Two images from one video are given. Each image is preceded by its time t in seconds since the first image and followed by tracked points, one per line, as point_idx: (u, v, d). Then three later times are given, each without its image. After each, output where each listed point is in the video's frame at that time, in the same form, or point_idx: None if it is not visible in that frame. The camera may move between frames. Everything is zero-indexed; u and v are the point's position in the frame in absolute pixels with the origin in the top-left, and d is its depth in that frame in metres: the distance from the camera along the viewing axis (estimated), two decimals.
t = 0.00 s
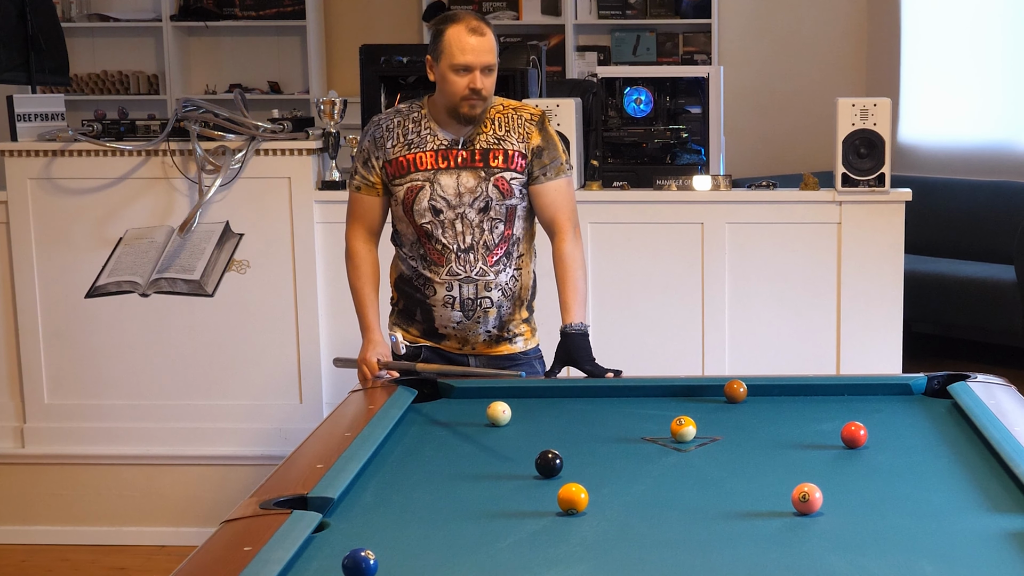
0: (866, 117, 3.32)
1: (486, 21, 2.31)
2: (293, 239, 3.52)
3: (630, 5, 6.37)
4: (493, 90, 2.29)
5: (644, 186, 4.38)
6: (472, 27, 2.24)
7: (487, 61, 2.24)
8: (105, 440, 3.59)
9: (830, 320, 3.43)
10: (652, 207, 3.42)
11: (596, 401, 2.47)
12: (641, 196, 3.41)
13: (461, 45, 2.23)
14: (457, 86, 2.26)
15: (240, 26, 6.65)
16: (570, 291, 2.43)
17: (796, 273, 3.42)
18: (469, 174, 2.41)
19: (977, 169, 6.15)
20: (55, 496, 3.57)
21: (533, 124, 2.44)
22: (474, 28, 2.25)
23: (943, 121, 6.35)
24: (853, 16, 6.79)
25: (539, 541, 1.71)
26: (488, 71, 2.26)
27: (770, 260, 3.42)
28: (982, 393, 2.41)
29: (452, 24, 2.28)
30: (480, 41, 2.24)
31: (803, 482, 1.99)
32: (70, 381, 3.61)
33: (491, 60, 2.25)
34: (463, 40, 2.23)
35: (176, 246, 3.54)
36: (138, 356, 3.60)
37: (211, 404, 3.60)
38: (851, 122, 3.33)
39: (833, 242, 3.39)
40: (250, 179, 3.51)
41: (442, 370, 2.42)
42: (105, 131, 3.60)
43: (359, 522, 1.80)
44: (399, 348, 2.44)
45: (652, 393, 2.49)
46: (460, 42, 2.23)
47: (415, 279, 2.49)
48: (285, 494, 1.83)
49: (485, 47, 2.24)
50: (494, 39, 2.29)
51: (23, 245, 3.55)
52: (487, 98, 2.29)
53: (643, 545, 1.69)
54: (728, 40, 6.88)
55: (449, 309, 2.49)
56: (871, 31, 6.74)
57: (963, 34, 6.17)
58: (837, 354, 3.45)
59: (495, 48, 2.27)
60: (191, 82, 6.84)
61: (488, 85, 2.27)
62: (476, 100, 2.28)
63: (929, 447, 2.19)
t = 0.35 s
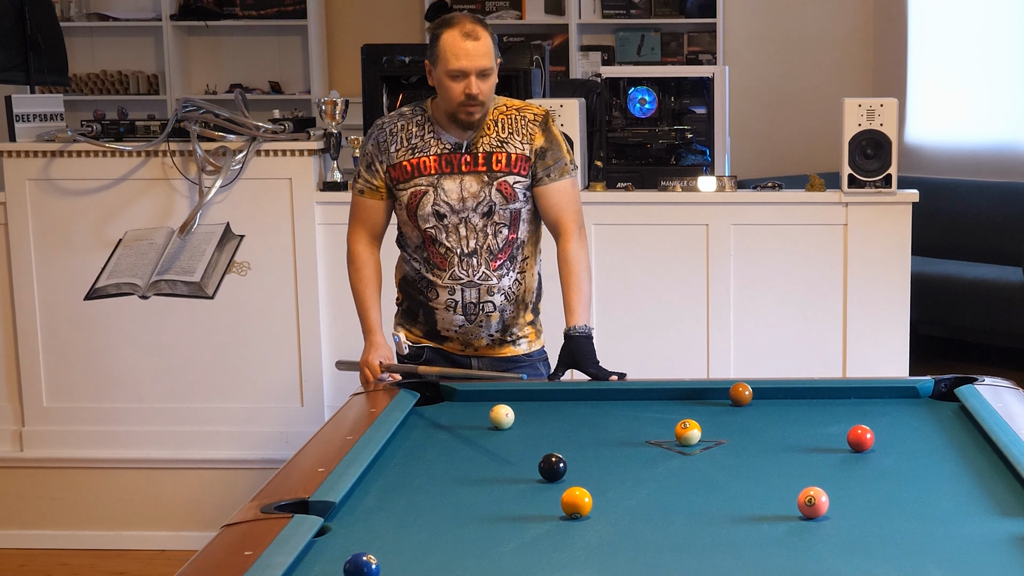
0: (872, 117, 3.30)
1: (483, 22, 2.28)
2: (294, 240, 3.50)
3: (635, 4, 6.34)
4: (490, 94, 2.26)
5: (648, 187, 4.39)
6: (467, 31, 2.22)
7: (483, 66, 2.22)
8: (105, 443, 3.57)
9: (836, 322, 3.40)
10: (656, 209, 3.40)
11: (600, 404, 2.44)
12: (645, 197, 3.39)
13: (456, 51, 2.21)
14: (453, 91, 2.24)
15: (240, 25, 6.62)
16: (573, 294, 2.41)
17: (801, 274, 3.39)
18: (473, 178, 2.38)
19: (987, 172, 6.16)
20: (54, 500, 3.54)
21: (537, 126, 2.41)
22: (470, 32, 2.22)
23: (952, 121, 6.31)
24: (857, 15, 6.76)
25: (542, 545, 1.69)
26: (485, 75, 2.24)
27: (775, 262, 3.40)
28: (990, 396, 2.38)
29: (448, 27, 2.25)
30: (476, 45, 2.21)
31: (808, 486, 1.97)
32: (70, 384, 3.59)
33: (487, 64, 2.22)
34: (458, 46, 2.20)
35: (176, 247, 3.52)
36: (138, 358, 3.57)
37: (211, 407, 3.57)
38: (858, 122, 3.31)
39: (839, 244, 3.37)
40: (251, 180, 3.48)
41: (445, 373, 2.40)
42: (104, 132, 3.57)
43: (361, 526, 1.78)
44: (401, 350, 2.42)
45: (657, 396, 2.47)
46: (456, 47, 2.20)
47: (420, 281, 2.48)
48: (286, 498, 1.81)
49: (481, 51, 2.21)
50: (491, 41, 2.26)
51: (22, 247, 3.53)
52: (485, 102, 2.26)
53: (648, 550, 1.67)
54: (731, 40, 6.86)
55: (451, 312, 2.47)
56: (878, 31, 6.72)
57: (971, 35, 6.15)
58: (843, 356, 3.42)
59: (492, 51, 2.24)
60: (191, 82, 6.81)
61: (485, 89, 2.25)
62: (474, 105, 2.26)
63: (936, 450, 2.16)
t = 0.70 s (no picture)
0: (879, 118, 3.26)
1: (481, 19, 2.25)
2: (295, 242, 3.48)
3: (639, 3, 6.32)
4: (487, 90, 2.22)
5: (653, 187, 4.36)
6: (462, 27, 2.19)
7: (478, 62, 2.19)
8: (104, 446, 3.55)
9: (842, 325, 3.38)
10: (661, 210, 3.38)
11: (603, 407, 2.42)
12: (649, 198, 3.37)
13: (451, 47, 2.18)
14: (449, 88, 2.22)
15: (241, 24, 6.59)
16: (577, 297, 2.39)
17: (806, 276, 3.37)
18: (474, 180, 2.36)
19: (992, 172, 6.12)
20: (53, 504, 3.52)
21: (539, 127, 2.38)
22: (466, 28, 2.19)
23: (960, 122, 6.28)
24: (861, 15, 6.74)
25: (544, 550, 1.67)
26: (481, 71, 2.21)
27: (779, 263, 3.38)
28: (998, 399, 2.35)
29: (445, 25, 2.23)
30: (471, 41, 2.19)
31: (814, 490, 1.95)
32: (68, 386, 3.57)
33: (483, 59, 2.19)
34: (453, 42, 2.18)
35: (176, 249, 3.50)
36: (138, 360, 3.55)
37: (211, 410, 3.55)
38: (864, 122, 3.27)
39: (844, 245, 3.35)
40: (252, 181, 3.46)
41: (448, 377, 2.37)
42: (103, 132, 3.55)
43: (363, 530, 1.76)
44: (403, 353, 2.40)
45: (661, 399, 2.44)
46: (450, 44, 2.18)
47: (421, 283, 2.46)
48: (287, 502, 1.79)
49: (476, 47, 2.18)
50: (488, 38, 2.23)
51: (20, 249, 3.51)
52: (482, 99, 2.23)
53: (652, 554, 1.64)
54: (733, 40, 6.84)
55: (453, 315, 2.45)
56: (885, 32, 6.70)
57: (978, 34, 6.12)
58: (849, 358, 3.40)
59: (489, 47, 2.21)
60: (191, 82, 6.79)
61: (482, 85, 2.21)
62: (470, 102, 2.22)
63: (944, 453, 2.14)
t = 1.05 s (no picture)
0: (885, 119, 3.25)
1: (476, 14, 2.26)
2: (296, 243, 3.46)
3: (643, 3, 6.30)
4: (474, 74, 2.19)
5: (657, 188, 4.30)
6: (450, 14, 2.20)
7: (464, 45, 2.18)
8: (104, 449, 3.53)
9: (848, 326, 3.36)
10: (665, 211, 3.36)
11: (607, 410, 2.40)
12: (653, 199, 3.35)
13: (437, 32, 2.19)
14: (436, 74, 2.20)
15: (241, 24, 6.57)
16: (580, 298, 2.36)
17: (811, 278, 3.35)
18: (477, 183, 2.34)
19: (999, 171, 6.12)
20: (52, 508, 3.50)
21: (542, 128, 2.36)
22: (454, 15, 2.20)
23: (968, 122, 6.26)
24: (866, 14, 6.72)
25: (547, 555, 1.64)
26: (468, 55, 2.19)
27: (783, 265, 3.36)
28: (1005, 402, 2.33)
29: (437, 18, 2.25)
30: (458, 26, 2.18)
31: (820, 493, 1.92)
32: (68, 389, 3.55)
33: (469, 43, 2.18)
34: (438, 26, 2.18)
35: (176, 250, 3.48)
36: (137, 362, 3.53)
37: (211, 413, 3.53)
38: (870, 123, 3.25)
39: (849, 247, 3.33)
40: (252, 182, 3.44)
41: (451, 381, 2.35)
42: (103, 133, 3.53)
43: (364, 534, 1.73)
44: (404, 356, 2.38)
45: (666, 402, 2.42)
46: (436, 29, 2.19)
47: (423, 286, 2.43)
48: (288, 506, 1.76)
49: (462, 31, 2.18)
50: (480, 26, 2.22)
51: (19, 250, 3.49)
52: (470, 84, 2.20)
53: (656, 559, 1.62)
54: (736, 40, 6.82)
55: (454, 318, 2.43)
56: (891, 32, 6.68)
57: (986, 33, 6.09)
58: (855, 361, 3.38)
59: (477, 33, 2.20)
60: (192, 82, 6.77)
61: (468, 70, 2.18)
62: (457, 86, 2.20)
63: (951, 457, 2.11)
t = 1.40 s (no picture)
0: (891, 119, 3.23)
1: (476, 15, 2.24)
2: (297, 245, 3.43)
3: (647, 2, 6.28)
4: (473, 76, 2.17)
5: (661, 189, 4.33)
6: (450, 14, 2.18)
7: (463, 46, 2.16)
8: (104, 452, 3.50)
9: (854, 329, 3.34)
10: (669, 213, 3.35)
11: (610, 413, 2.37)
12: (657, 200, 3.33)
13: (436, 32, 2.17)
14: (435, 75, 2.18)
15: (241, 23, 6.54)
16: (584, 300, 2.34)
17: (816, 280, 3.33)
18: (478, 184, 2.32)
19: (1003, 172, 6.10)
20: (51, 512, 3.47)
21: (544, 128, 2.34)
22: (454, 15, 2.18)
23: (974, 123, 6.25)
24: (870, 14, 6.71)
25: (550, 560, 1.62)
26: (467, 57, 2.17)
27: (787, 267, 3.34)
28: (1013, 405, 2.31)
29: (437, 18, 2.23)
30: (457, 26, 2.17)
31: (825, 497, 1.90)
32: (67, 392, 3.53)
33: (469, 44, 2.16)
34: (438, 27, 2.16)
35: (176, 252, 3.46)
36: (137, 365, 3.51)
37: (212, 416, 3.51)
38: (876, 123, 3.23)
39: (854, 249, 3.31)
40: (253, 183, 3.42)
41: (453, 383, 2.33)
42: (102, 133, 3.51)
43: (365, 539, 1.71)
44: (405, 359, 2.35)
45: (669, 405, 2.40)
46: (435, 29, 2.17)
47: (424, 288, 2.41)
48: (288, 510, 1.74)
49: (462, 31, 2.16)
50: (480, 27, 2.20)
51: (18, 252, 3.47)
52: (469, 85, 2.18)
53: (660, 564, 1.59)
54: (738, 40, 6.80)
55: (455, 320, 2.41)
56: (896, 32, 6.66)
57: (992, 33, 6.08)
58: (861, 364, 3.36)
59: (477, 34, 2.18)
60: (191, 82, 6.74)
61: (467, 71, 2.16)
62: (456, 87, 2.18)
63: (959, 459, 2.09)
